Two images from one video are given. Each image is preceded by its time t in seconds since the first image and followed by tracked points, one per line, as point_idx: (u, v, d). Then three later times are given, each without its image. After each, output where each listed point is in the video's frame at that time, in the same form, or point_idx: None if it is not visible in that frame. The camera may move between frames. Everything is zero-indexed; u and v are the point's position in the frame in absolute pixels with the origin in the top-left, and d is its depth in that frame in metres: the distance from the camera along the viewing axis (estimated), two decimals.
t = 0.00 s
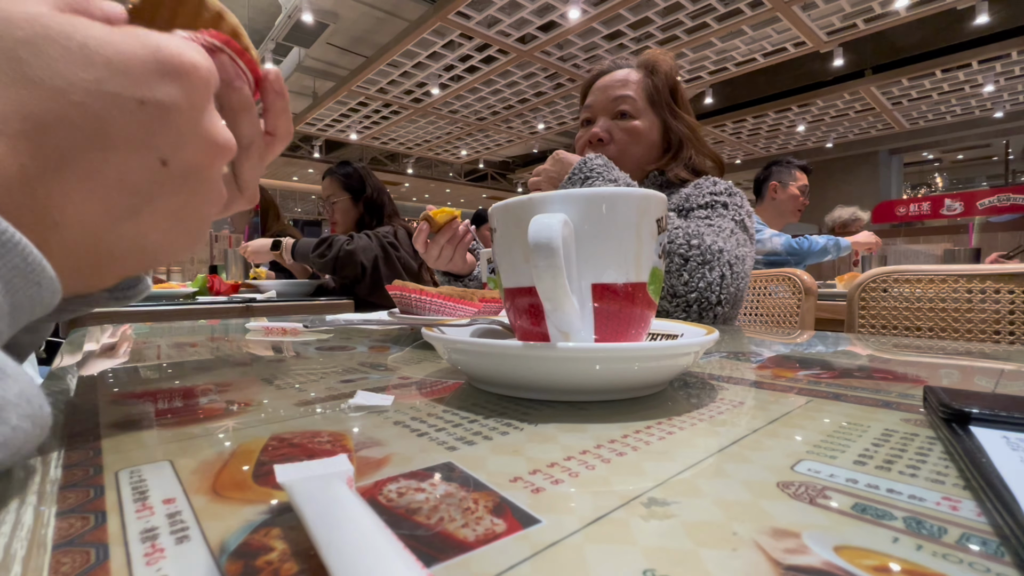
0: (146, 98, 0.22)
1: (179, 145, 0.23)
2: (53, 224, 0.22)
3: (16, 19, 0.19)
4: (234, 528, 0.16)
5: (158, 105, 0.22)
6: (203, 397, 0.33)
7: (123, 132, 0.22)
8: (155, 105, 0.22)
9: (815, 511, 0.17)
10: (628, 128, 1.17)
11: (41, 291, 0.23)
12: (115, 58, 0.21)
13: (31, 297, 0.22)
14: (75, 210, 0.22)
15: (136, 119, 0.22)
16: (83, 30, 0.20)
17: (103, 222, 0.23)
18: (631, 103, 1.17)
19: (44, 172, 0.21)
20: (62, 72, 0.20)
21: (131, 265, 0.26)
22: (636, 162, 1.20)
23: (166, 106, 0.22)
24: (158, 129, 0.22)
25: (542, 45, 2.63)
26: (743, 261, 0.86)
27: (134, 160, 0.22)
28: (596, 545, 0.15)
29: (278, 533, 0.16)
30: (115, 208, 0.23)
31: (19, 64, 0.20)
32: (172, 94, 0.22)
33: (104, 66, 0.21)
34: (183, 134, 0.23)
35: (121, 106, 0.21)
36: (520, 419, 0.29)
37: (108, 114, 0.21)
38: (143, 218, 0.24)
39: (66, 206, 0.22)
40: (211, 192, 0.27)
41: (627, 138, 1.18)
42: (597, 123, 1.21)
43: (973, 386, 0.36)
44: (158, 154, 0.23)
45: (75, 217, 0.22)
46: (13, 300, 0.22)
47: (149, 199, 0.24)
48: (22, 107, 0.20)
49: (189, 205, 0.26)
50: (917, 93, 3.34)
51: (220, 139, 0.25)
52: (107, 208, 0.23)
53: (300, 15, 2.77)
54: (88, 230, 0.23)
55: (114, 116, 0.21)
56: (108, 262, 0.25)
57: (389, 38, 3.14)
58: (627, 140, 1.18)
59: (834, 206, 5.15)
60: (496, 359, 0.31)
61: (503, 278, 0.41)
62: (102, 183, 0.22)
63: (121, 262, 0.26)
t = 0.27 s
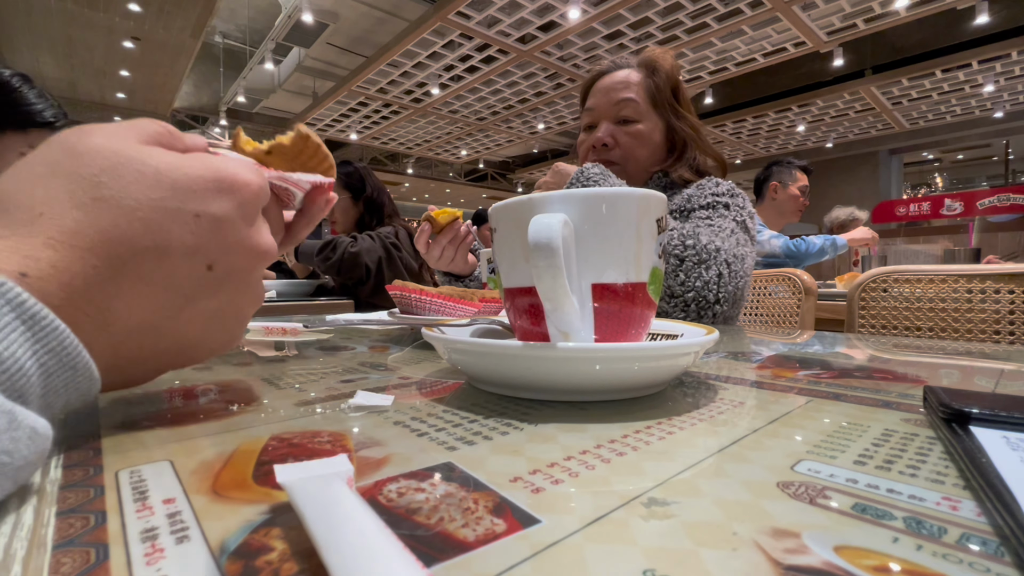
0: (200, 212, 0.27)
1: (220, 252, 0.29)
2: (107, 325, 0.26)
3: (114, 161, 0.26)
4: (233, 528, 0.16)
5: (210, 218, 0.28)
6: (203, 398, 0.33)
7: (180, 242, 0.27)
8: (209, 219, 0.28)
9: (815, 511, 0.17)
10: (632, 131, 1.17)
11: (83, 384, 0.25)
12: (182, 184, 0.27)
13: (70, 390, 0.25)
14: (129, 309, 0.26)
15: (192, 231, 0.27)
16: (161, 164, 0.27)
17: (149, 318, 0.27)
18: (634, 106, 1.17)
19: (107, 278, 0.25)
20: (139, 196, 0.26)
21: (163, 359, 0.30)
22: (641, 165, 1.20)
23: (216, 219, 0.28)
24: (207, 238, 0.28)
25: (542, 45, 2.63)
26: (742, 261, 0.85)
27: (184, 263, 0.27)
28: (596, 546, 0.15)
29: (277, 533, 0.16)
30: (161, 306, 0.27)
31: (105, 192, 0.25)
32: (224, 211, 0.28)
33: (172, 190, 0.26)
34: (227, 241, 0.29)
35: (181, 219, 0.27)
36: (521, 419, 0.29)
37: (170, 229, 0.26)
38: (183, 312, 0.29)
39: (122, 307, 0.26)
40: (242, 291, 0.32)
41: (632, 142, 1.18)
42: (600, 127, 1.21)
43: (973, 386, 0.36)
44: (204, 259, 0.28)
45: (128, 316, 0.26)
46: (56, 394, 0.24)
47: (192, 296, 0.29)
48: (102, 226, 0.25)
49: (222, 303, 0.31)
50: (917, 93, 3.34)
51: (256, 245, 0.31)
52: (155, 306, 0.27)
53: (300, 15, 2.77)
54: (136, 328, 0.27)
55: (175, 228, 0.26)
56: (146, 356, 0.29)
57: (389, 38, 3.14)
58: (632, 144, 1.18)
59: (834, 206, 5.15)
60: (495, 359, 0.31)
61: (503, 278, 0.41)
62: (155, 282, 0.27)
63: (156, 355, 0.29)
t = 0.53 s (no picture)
0: (194, 225, 0.28)
1: (214, 263, 0.29)
2: (102, 337, 0.26)
3: (111, 178, 0.27)
4: (233, 528, 0.16)
5: (202, 231, 0.29)
6: (204, 398, 0.33)
7: (174, 253, 0.27)
8: (203, 231, 0.29)
9: (814, 511, 0.17)
10: (617, 136, 1.18)
11: (75, 395, 0.25)
12: (174, 198, 0.28)
13: (63, 401, 0.25)
14: (123, 319, 0.27)
15: (186, 242, 0.28)
16: (158, 182, 0.28)
17: (143, 330, 0.28)
18: (620, 109, 1.18)
19: (103, 288, 0.25)
20: (135, 210, 0.27)
21: (157, 373, 0.30)
22: (629, 168, 1.21)
23: (209, 231, 0.29)
24: (202, 250, 0.29)
25: (542, 45, 2.63)
26: (741, 260, 0.85)
27: (178, 273, 0.28)
28: (596, 546, 0.15)
29: (277, 532, 0.16)
30: (156, 316, 0.28)
31: (104, 208, 0.26)
32: (218, 223, 0.29)
33: (167, 204, 0.28)
34: (221, 254, 0.29)
35: (173, 231, 0.27)
36: (520, 419, 0.29)
37: (164, 241, 0.27)
38: (176, 326, 0.29)
39: (116, 318, 0.26)
40: (236, 305, 0.32)
41: (618, 146, 1.19)
42: (590, 131, 1.23)
43: (972, 386, 0.36)
44: (198, 270, 0.29)
45: (123, 328, 0.27)
46: (49, 405, 0.24)
47: (186, 307, 0.29)
48: (99, 239, 0.26)
49: (216, 316, 0.31)
50: (917, 93, 3.34)
51: (251, 258, 0.32)
52: (150, 317, 0.28)
53: (299, 15, 2.77)
54: (130, 340, 0.27)
55: (170, 240, 0.27)
56: (141, 370, 0.29)
57: (389, 38, 3.14)
58: (617, 148, 1.19)
59: (834, 206, 5.15)
60: (495, 359, 0.31)
61: (503, 278, 0.41)
62: (149, 292, 0.27)
63: (150, 370, 0.29)
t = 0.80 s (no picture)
0: (188, 227, 0.29)
1: (209, 265, 0.29)
2: (98, 338, 0.26)
3: (106, 184, 0.28)
4: (233, 527, 0.16)
5: (197, 233, 0.29)
6: (204, 397, 0.33)
7: (169, 254, 0.28)
8: (197, 233, 0.29)
9: (814, 510, 0.17)
10: (612, 136, 1.19)
11: (73, 395, 0.25)
12: (169, 201, 0.28)
13: (60, 402, 0.24)
14: (119, 320, 0.27)
15: (180, 243, 0.28)
16: (152, 186, 0.29)
17: (139, 332, 0.28)
18: (615, 109, 1.18)
19: (98, 289, 0.26)
20: (131, 212, 0.27)
21: (154, 376, 0.30)
22: (626, 168, 1.21)
23: (203, 233, 0.29)
24: (196, 250, 0.29)
25: (542, 45, 2.63)
26: (741, 259, 0.85)
27: (173, 274, 0.28)
28: (596, 546, 0.15)
29: (278, 532, 0.16)
30: (151, 318, 0.28)
31: (100, 211, 0.27)
32: (212, 224, 0.30)
33: (161, 207, 0.28)
34: (216, 255, 0.30)
35: (168, 233, 0.28)
36: (520, 419, 0.29)
37: (159, 242, 0.27)
38: (173, 327, 0.29)
39: (111, 318, 0.26)
40: (232, 307, 0.32)
41: (613, 146, 1.19)
42: (587, 132, 1.24)
43: (972, 386, 0.36)
44: (192, 271, 0.29)
45: (119, 328, 0.27)
46: (46, 406, 0.24)
47: (182, 308, 0.29)
48: (95, 241, 0.26)
49: (212, 318, 0.31)
50: (917, 93, 3.34)
51: (245, 260, 0.32)
52: (146, 318, 0.28)
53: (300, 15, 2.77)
54: (126, 342, 0.27)
55: (164, 240, 0.28)
56: (137, 373, 0.29)
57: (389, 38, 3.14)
58: (612, 148, 1.20)
59: (834, 206, 5.15)
60: (494, 359, 0.31)
61: (503, 278, 0.41)
62: (143, 292, 0.27)
63: (146, 372, 0.29)
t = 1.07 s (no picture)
0: (187, 228, 0.29)
1: (208, 265, 0.30)
2: (96, 340, 0.26)
3: (103, 185, 0.28)
4: (233, 528, 0.16)
5: (196, 233, 0.29)
6: (204, 397, 0.33)
7: (167, 254, 0.28)
8: (195, 233, 0.29)
9: (814, 511, 0.17)
10: (615, 134, 1.18)
11: (72, 396, 0.25)
12: (168, 202, 0.29)
13: (59, 403, 0.24)
14: (119, 322, 0.27)
15: (178, 243, 0.28)
16: (150, 187, 0.29)
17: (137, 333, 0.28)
18: (617, 107, 1.18)
19: (97, 290, 0.26)
20: (129, 213, 0.27)
21: (153, 377, 0.30)
22: (627, 167, 1.21)
23: (202, 233, 0.29)
24: (195, 251, 0.29)
25: (542, 45, 2.63)
26: (740, 259, 0.85)
27: (172, 274, 0.28)
28: (597, 546, 0.15)
29: (277, 533, 0.16)
30: (150, 318, 0.28)
31: (98, 212, 0.27)
32: (210, 224, 0.30)
33: (159, 208, 0.28)
34: (214, 255, 0.30)
35: (167, 234, 0.28)
36: (520, 419, 0.29)
37: (157, 242, 0.27)
38: (172, 327, 0.29)
39: (111, 319, 0.26)
40: (230, 307, 0.32)
41: (616, 144, 1.19)
42: (588, 130, 1.23)
43: (973, 386, 0.36)
44: (191, 270, 0.29)
45: (117, 328, 0.27)
46: (45, 406, 0.24)
47: (181, 309, 0.29)
48: (94, 242, 0.26)
49: (211, 317, 0.31)
50: (917, 93, 3.34)
51: (243, 260, 0.32)
52: (144, 318, 0.28)
53: (300, 15, 2.77)
54: (125, 343, 0.27)
55: (162, 240, 0.28)
56: (136, 373, 0.29)
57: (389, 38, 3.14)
58: (615, 146, 1.19)
59: (834, 206, 5.15)
60: (495, 358, 0.31)
61: (503, 278, 0.41)
62: (142, 292, 0.27)
63: (143, 373, 0.29)
